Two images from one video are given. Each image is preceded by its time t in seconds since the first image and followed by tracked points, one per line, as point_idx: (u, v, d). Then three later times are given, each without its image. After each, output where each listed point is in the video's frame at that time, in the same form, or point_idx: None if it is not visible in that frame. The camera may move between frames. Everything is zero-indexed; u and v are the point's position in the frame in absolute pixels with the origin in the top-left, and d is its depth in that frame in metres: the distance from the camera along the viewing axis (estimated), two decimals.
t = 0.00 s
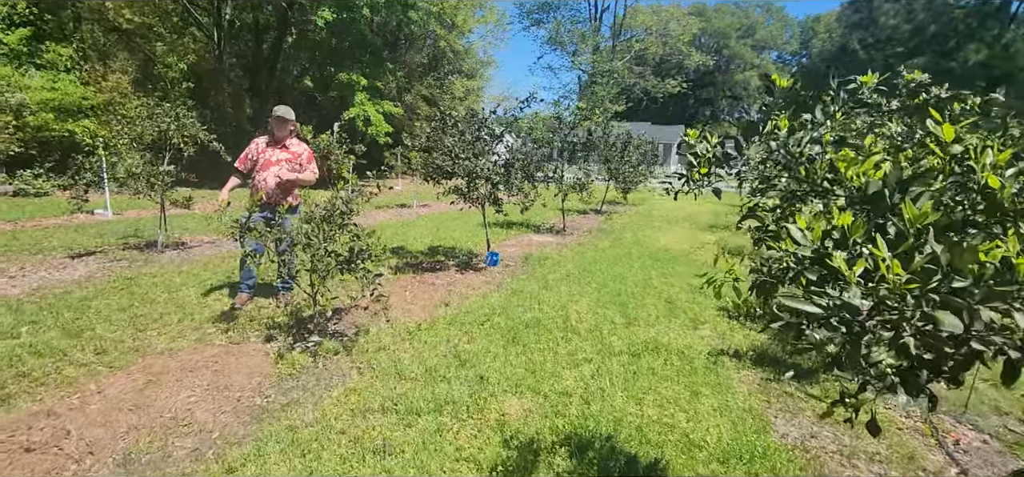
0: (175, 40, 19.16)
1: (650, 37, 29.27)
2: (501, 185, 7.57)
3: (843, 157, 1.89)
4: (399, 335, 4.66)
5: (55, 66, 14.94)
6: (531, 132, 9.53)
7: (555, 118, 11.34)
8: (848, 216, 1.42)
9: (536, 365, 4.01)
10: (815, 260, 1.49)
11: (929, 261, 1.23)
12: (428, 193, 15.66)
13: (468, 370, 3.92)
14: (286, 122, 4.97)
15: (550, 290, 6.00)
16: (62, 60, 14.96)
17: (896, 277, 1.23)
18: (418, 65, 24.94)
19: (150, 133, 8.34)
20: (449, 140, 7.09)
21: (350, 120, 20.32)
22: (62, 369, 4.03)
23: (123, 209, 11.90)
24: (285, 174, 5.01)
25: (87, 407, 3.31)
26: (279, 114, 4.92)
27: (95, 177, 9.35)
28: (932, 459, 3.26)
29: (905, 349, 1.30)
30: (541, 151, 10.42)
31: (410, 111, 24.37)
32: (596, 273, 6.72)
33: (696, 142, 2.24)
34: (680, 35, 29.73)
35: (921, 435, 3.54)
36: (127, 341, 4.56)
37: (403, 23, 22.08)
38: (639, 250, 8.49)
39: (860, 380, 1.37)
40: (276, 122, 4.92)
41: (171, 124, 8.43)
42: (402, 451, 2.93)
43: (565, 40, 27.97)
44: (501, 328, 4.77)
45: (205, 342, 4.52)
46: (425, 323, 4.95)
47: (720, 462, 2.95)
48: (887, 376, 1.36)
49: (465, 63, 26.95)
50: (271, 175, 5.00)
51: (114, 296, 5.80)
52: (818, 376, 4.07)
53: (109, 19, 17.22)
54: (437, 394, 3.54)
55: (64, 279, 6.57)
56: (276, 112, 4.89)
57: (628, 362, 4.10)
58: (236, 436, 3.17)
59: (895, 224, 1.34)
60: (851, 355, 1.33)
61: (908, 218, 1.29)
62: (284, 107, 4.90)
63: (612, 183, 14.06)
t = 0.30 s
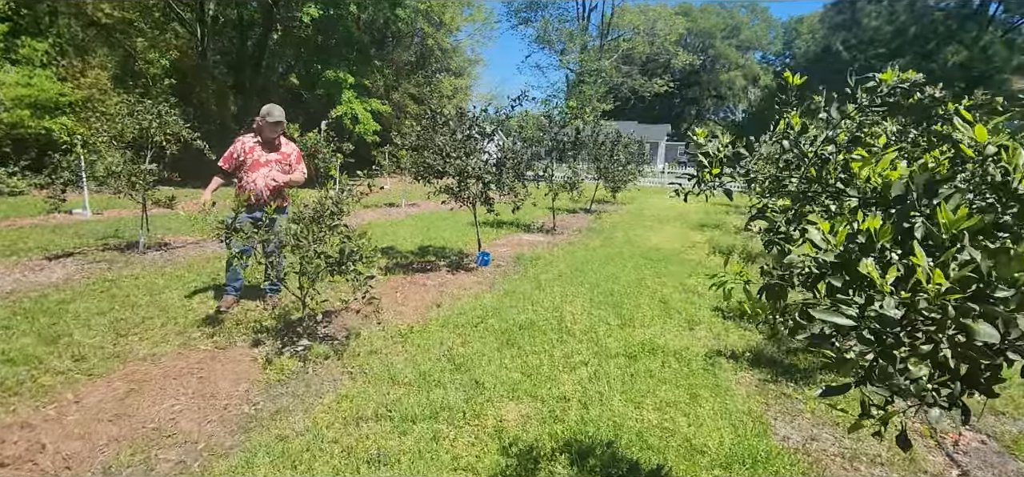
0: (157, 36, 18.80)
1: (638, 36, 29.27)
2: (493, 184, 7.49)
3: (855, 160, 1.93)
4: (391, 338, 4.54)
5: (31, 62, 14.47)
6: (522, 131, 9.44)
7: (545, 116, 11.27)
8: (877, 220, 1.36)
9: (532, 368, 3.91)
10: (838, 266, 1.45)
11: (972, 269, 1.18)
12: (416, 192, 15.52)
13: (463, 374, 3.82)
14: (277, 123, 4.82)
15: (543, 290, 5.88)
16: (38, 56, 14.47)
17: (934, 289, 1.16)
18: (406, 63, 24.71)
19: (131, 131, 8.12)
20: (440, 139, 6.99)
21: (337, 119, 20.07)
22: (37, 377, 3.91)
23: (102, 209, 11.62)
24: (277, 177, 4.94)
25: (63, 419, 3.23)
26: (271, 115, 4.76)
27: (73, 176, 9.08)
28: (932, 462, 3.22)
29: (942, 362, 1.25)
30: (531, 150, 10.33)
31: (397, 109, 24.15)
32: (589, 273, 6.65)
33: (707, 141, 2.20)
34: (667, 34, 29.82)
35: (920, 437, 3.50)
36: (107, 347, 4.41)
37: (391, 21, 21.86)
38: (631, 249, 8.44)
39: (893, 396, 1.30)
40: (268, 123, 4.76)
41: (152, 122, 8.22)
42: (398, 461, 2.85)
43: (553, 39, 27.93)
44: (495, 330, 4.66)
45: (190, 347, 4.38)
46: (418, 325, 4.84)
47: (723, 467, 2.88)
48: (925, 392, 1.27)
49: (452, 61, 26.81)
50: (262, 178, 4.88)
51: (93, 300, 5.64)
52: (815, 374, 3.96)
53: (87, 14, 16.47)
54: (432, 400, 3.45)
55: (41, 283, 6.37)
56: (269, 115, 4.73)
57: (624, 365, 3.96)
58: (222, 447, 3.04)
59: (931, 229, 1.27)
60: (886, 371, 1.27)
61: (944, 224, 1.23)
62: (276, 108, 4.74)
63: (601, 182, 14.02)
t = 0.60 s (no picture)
0: (153, 38, 18.74)
1: (635, 38, 29.23)
2: (493, 186, 7.44)
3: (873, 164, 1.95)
4: (391, 342, 4.49)
5: (26, 63, 14.44)
6: (521, 132, 9.38)
7: (544, 118, 11.21)
8: (903, 225, 1.31)
9: (535, 373, 3.86)
10: (859, 272, 1.39)
11: (1010, 278, 1.12)
12: (413, 194, 15.45)
13: (465, 380, 3.76)
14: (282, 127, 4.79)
15: (544, 293, 5.81)
16: (33, 57, 14.44)
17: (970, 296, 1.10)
18: (403, 64, 24.62)
19: (127, 133, 8.06)
20: (441, 140, 6.93)
21: (334, 120, 19.98)
22: (31, 384, 3.84)
23: (98, 211, 11.53)
24: (282, 182, 4.97)
25: (57, 428, 3.19)
26: (276, 120, 4.72)
27: (69, 178, 9.02)
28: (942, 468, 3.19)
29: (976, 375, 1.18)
30: (531, 151, 10.27)
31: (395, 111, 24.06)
32: (590, 275, 6.59)
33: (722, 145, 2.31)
34: (664, 35, 29.79)
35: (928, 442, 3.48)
36: (102, 353, 4.35)
37: (388, 22, 21.78)
38: (631, 250, 8.38)
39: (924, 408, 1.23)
40: (273, 128, 4.72)
41: (149, 123, 8.15)
42: (400, 470, 2.79)
43: (550, 40, 27.90)
44: (496, 334, 4.60)
45: (187, 352, 4.32)
46: (419, 329, 4.78)
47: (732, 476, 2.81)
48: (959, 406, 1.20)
49: (450, 62, 26.76)
50: (267, 184, 4.86)
51: (88, 304, 5.56)
52: (821, 379, 3.89)
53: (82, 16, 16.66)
54: (435, 407, 3.39)
55: (35, 286, 6.30)
56: (275, 120, 4.69)
57: (628, 370, 3.89)
58: (221, 456, 2.98)
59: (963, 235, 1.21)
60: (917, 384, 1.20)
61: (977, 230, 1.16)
62: (281, 113, 4.70)
63: (600, 183, 13.95)
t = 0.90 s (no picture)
0: (165, 45, 18.93)
1: (644, 41, 29.13)
2: (502, 191, 7.39)
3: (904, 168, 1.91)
4: (401, 349, 4.45)
5: (40, 71, 14.75)
6: (531, 136, 9.33)
7: (553, 121, 11.16)
8: (946, 234, 1.27)
9: (547, 380, 3.79)
10: (893, 281, 1.35)
11: None
12: (423, 199, 15.45)
13: (476, 388, 3.70)
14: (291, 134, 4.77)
15: (554, 299, 5.74)
16: (47, 65, 14.70)
17: None
18: (412, 69, 24.67)
19: (138, 140, 8.12)
20: (450, 145, 6.90)
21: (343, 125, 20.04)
22: (42, 391, 3.83)
23: (110, 217, 11.62)
24: (293, 189, 4.95)
25: (67, 436, 3.19)
26: (286, 126, 4.70)
27: (82, 185, 9.11)
28: None
29: None
30: (540, 155, 10.22)
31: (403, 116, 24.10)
32: (601, 280, 6.52)
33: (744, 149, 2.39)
34: (673, 38, 29.65)
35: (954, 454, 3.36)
36: (113, 359, 4.33)
37: (397, 27, 21.86)
38: (643, 254, 8.29)
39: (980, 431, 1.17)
40: (284, 135, 4.70)
41: (160, 130, 8.20)
42: None
43: (558, 45, 27.86)
44: (508, 340, 4.54)
45: (197, 359, 4.30)
46: (429, 336, 4.73)
47: None
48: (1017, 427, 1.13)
49: (458, 67, 26.79)
50: (279, 191, 4.84)
51: (99, 311, 5.56)
52: (840, 387, 3.80)
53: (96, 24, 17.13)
54: (446, 415, 3.34)
55: (48, 292, 6.34)
56: (286, 127, 4.67)
57: (642, 378, 3.81)
58: (230, 466, 2.95)
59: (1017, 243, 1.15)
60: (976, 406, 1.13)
61: None
62: (291, 120, 4.69)
63: (610, 188, 13.86)
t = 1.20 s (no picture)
0: (185, 55, 19.22)
1: (660, 44, 28.88)
2: (516, 196, 7.30)
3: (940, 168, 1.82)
4: (411, 359, 4.36)
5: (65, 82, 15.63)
6: (545, 141, 9.22)
7: (568, 126, 11.04)
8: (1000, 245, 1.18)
9: (560, 392, 3.68)
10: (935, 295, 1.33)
11: None
12: (437, 206, 15.42)
13: (487, 399, 3.60)
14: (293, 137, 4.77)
15: (569, 306, 5.61)
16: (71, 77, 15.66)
17: None
18: (427, 76, 24.73)
19: (155, 148, 8.20)
20: (463, 150, 6.83)
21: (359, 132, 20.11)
22: (53, 401, 3.80)
23: (130, 224, 11.78)
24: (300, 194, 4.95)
25: (75, 447, 3.15)
26: (288, 131, 4.69)
27: (99, 193, 9.31)
28: None
29: None
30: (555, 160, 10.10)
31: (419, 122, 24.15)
32: (616, 287, 6.38)
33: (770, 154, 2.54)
34: (689, 41, 29.34)
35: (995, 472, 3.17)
36: (124, 368, 4.30)
37: (412, 34, 21.94)
38: (660, 260, 8.12)
39: None
40: (286, 140, 4.69)
41: (175, 138, 8.28)
42: None
43: (573, 49, 27.74)
44: (521, 350, 4.43)
45: (207, 369, 4.25)
46: (440, 345, 4.63)
47: None
48: None
49: (473, 73, 26.82)
50: (289, 197, 4.83)
51: (114, 319, 5.56)
52: (870, 401, 3.61)
53: (119, 36, 18.07)
54: (456, 429, 3.24)
55: (65, 300, 6.40)
56: (288, 131, 4.66)
57: (660, 390, 3.67)
58: None
59: None
60: None
61: None
62: (292, 124, 4.68)
63: (626, 192, 13.67)
